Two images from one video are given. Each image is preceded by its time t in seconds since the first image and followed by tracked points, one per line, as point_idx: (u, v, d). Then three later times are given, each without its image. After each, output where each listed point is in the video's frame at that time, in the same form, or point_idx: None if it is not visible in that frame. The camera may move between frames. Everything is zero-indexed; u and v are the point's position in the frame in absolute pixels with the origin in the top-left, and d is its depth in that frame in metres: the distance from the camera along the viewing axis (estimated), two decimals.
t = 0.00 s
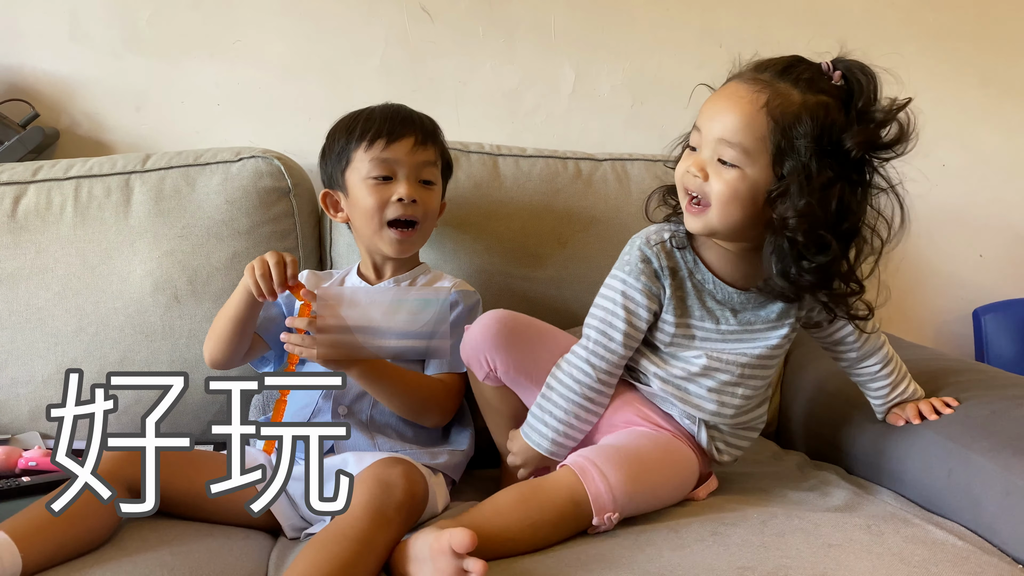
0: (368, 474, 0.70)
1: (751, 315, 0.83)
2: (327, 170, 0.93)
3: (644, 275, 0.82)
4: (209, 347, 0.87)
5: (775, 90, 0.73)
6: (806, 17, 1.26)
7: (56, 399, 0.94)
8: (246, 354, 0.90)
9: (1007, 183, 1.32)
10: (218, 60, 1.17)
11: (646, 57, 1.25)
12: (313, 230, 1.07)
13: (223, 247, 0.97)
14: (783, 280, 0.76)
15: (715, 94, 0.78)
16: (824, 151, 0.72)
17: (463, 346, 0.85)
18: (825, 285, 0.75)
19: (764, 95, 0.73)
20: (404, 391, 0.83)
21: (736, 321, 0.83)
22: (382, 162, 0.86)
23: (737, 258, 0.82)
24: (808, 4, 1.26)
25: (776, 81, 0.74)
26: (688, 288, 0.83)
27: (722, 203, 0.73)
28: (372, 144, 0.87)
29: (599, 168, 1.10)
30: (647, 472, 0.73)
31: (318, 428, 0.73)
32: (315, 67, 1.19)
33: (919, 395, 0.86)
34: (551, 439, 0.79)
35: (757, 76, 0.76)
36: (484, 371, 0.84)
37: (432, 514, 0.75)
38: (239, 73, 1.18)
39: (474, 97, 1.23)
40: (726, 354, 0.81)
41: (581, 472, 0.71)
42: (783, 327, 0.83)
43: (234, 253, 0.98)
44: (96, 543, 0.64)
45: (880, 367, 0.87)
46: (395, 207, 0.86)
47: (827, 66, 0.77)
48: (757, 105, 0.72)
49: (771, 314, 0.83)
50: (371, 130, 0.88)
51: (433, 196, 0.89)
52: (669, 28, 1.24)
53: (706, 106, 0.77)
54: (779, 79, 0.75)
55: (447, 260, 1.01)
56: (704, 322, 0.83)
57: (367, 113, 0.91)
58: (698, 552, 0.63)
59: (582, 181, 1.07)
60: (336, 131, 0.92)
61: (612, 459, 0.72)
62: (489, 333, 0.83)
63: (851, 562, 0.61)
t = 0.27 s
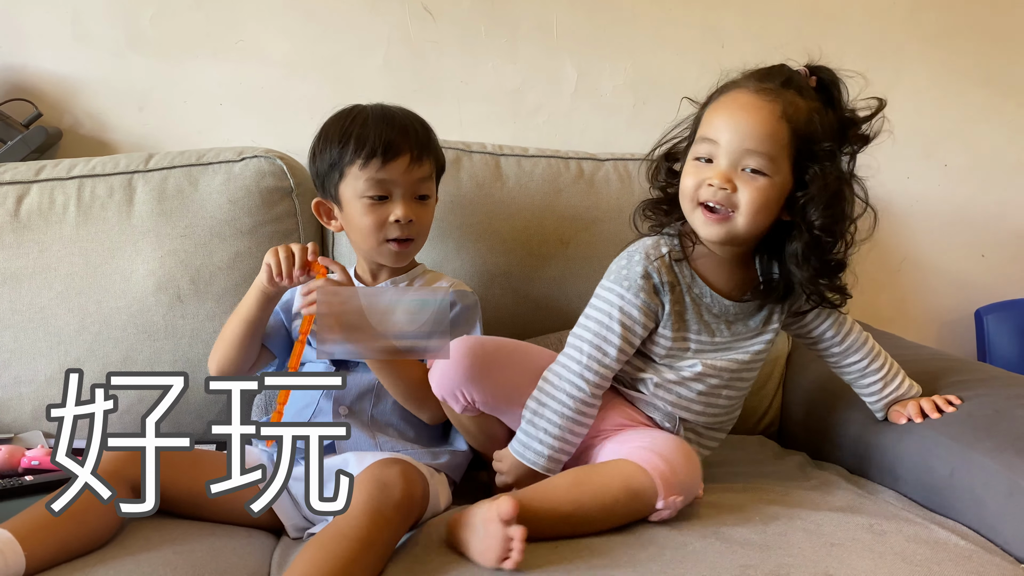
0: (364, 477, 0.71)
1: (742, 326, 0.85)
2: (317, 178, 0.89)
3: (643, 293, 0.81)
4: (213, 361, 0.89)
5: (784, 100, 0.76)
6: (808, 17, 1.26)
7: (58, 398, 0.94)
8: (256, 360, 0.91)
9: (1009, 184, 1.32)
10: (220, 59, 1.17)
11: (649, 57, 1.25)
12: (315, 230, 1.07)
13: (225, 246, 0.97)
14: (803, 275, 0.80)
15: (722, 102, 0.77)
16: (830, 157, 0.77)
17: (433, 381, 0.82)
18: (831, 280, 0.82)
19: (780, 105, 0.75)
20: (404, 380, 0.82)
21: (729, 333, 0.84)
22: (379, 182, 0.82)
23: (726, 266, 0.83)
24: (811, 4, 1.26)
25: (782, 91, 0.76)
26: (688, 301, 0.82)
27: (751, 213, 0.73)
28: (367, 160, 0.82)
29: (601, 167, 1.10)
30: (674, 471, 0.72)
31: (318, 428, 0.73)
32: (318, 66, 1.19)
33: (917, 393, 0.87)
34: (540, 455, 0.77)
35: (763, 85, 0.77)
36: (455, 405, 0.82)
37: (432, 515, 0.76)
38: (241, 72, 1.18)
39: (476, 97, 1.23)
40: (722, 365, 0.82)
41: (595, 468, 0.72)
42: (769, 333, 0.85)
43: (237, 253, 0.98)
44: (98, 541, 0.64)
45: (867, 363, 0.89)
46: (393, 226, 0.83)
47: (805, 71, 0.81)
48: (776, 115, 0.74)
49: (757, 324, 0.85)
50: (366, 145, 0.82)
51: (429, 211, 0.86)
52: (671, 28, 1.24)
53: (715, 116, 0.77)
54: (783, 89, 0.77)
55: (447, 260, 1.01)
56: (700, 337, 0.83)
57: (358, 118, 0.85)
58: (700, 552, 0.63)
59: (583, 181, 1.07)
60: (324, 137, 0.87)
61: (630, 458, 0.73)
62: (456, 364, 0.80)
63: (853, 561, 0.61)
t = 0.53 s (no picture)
0: (360, 477, 0.71)
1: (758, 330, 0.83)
2: (324, 179, 0.85)
3: (658, 301, 0.79)
4: (224, 372, 0.89)
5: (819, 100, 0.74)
6: (810, 17, 1.26)
7: (60, 398, 0.94)
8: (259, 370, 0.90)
9: (1012, 184, 1.32)
10: (222, 59, 1.18)
11: (650, 57, 1.25)
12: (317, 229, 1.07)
13: (227, 246, 0.97)
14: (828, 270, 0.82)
15: (757, 102, 0.75)
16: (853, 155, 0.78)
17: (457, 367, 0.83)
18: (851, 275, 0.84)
19: (820, 106, 0.73)
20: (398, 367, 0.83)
21: (746, 339, 0.83)
22: (394, 181, 0.80)
23: (742, 270, 0.83)
24: (812, 4, 1.26)
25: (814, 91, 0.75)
26: (705, 309, 0.81)
27: (793, 218, 0.72)
28: (382, 159, 0.79)
29: (603, 168, 1.10)
30: (706, 465, 0.72)
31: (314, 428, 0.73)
32: (320, 66, 1.19)
33: (921, 395, 0.86)
34: (554, 463, 0.78)
35: (795, 86, 0.75)
36: (479, 392, 0.83)
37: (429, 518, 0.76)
38: (243, 72, 1.18)
39: (477, 97, 1.23)
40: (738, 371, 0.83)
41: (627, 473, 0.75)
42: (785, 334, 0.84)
43: (238, 253, 0.98)
44: (98, 541, 0.64)
45: (874, 364, 0.88)
46: (411, 226, 0.81)
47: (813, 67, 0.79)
48: (817, 116, 0.73)
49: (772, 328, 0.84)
50: (376, 142, 0.80)
51: (441, 208, 0.84)
52: (673, 28, 1.24)
53: (750, 116, 0.74)
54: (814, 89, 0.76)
55: (450, 261, 1.01)
56: (718, 342, 0.82)
57: (365, 117, 0.83)
58: (702, 552, 0.63)
59: (585, 181, 1.07)
60: (332, 136, 0.83)
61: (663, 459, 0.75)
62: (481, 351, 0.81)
63: (854, 562, 0.61)
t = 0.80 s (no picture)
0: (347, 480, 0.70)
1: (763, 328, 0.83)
2: (332, 180, 0.83)
3: (665, 300, 0.78)
4: (245, 398, 0.86)
5: (833, 95, 0.74)
6: (810, 17, 1.26)
7: (60, 398, 0.94)
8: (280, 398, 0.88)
9: (1013, 184, 1.31)
10: (222, 60, 1.18)
11: (651, 57, 1.25)
12: (317, 230, 1.07)
13: (227, 247, 0.98)
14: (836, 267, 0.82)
15: (770, 99, 0.73)
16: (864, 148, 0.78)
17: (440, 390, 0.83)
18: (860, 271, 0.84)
19: (837, 102, 0.73)
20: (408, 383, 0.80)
21: (751, 338, 0.83)
22: (407, 179, 0.78)
23: (751, 268, 0.82)
24: (813, 5, 1.26)
25: (827, 86, 0.74)
26: (711, 306, 0.80)
27: (811, 216, 0.72)
28: (394, 158, 0.78)
29: (604, 168, 1.10)
30: (708, 478, 0.72)
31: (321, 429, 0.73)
32: (320, 67, 1.19)
33: (922, 395, 0.86)
34: (559, 461, 0.77)
35: (808, 80, 0.74)
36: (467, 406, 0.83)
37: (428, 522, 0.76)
38: (243, 73, 1.18)
39: (477, 97, 1.23)
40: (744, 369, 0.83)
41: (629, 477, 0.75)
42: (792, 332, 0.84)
43: (239, 254, 0.98)
44: (96, 542, 0.64)
45: (880, 361, 0.88)
46: (427, 224, 0.79)
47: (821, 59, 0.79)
48: (832, 112, 0.72)
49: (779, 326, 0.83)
50: (388, 140, 0.78)
51: (453, 205, 0.83)
52: (674, 27, 1.24)
53: (763, 115, 0.73)
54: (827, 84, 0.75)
55: (451, 261, 1.01)
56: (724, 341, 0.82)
57: (374, 116, 0.81)
58: (702, 552, 0.63)
59: (585, 181, 1.07)
60: (341, 135, 0.81)
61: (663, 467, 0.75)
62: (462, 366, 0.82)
63: (854, 562, 0.61)
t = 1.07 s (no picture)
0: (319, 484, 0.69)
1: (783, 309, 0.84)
2: (333, 179, 0.82)
3: (693, 275, 0.79)
4: (250, 414, 0.87)
5: (863, 76, 0.72)
6: (811, 18, 1.26)
7: (61, 399, 0.94)
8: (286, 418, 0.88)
9: (1014, 185, 1.31)
10: (223, 61, 1.18)
11: (651, 59, 1.25)
12: (318, 231, 1.07)
13: (228, 247, 0.98)
14: (860, 245, 0.82)
15: (800, 83, 0.72)
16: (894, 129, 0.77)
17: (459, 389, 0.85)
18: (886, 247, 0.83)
19: (865, 81, 0.72)
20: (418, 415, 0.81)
21: (769, 318, 0.84)
22: (412, 172, 0.78)
23: (777, 250, 0.82)
24: (813, 5, 1.26)
25: (857, 66, 0.72)
26: (736, 283, 0.82)
27: (844, 200, 0.71)
28: (397, 151, 0.78)
29: (604, 168, 1.10)
30: (711, 472, 0.73)
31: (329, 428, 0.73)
32: (320, 68, 1.19)
33: (924, 398, 0.85)
34: (592, 434, 0.79)
35: (836, 60, 0.73)
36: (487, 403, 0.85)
37: (418, 528, 0.75)
38: (243, 74, 1.19)
39: (478, 98, 1.23)
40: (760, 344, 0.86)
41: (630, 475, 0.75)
42: (806, 317, 0.85)
43: (240, 254, 0.98)
44: (93, 543, 0.64)
45: (889, 353, 0.89)
46: (431, 219, 0.79)
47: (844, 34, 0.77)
48: (863, 95, 0.71)
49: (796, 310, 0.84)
50: (390, 135, 0.79)
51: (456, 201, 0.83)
52: (674, 28, 1.24)
53: (793, 99, 0.72)
54: (857, 63, 0.73)
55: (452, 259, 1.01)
56: (742, 319, 0.84)
57: (375, 112, 0.81)
58: (702, 553, 0.62)
59: (586, 182, 1.07)
60: (341, 132, 0.81)
61: (664, 463, 0.76)
62: (478, 363, 0.84)
63: (854, 563, 0.61)
